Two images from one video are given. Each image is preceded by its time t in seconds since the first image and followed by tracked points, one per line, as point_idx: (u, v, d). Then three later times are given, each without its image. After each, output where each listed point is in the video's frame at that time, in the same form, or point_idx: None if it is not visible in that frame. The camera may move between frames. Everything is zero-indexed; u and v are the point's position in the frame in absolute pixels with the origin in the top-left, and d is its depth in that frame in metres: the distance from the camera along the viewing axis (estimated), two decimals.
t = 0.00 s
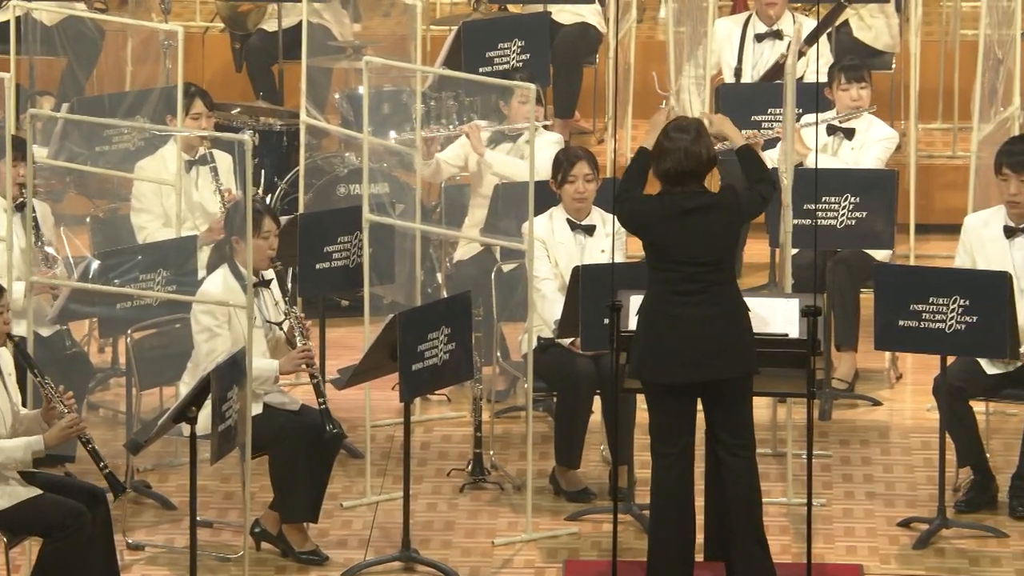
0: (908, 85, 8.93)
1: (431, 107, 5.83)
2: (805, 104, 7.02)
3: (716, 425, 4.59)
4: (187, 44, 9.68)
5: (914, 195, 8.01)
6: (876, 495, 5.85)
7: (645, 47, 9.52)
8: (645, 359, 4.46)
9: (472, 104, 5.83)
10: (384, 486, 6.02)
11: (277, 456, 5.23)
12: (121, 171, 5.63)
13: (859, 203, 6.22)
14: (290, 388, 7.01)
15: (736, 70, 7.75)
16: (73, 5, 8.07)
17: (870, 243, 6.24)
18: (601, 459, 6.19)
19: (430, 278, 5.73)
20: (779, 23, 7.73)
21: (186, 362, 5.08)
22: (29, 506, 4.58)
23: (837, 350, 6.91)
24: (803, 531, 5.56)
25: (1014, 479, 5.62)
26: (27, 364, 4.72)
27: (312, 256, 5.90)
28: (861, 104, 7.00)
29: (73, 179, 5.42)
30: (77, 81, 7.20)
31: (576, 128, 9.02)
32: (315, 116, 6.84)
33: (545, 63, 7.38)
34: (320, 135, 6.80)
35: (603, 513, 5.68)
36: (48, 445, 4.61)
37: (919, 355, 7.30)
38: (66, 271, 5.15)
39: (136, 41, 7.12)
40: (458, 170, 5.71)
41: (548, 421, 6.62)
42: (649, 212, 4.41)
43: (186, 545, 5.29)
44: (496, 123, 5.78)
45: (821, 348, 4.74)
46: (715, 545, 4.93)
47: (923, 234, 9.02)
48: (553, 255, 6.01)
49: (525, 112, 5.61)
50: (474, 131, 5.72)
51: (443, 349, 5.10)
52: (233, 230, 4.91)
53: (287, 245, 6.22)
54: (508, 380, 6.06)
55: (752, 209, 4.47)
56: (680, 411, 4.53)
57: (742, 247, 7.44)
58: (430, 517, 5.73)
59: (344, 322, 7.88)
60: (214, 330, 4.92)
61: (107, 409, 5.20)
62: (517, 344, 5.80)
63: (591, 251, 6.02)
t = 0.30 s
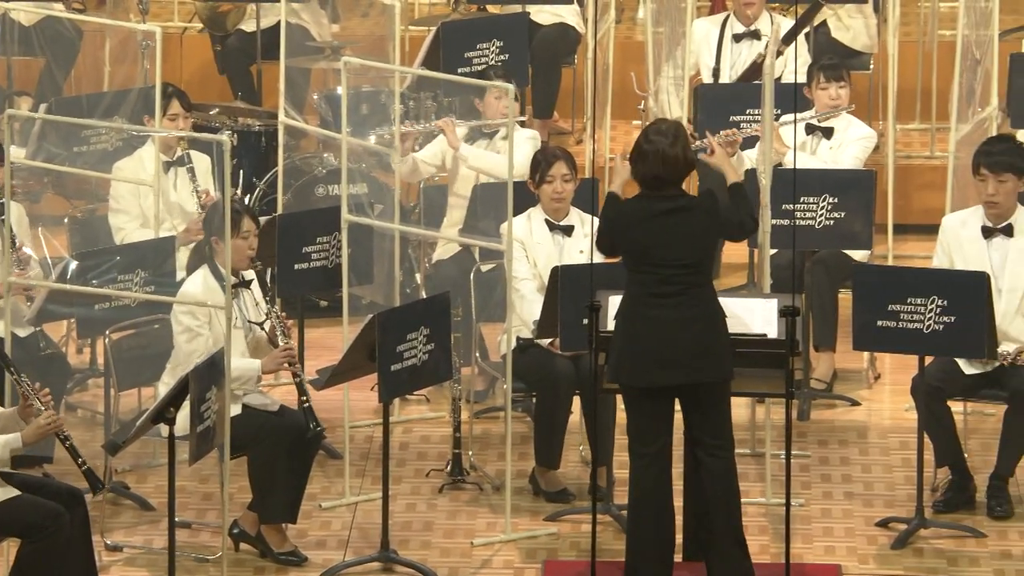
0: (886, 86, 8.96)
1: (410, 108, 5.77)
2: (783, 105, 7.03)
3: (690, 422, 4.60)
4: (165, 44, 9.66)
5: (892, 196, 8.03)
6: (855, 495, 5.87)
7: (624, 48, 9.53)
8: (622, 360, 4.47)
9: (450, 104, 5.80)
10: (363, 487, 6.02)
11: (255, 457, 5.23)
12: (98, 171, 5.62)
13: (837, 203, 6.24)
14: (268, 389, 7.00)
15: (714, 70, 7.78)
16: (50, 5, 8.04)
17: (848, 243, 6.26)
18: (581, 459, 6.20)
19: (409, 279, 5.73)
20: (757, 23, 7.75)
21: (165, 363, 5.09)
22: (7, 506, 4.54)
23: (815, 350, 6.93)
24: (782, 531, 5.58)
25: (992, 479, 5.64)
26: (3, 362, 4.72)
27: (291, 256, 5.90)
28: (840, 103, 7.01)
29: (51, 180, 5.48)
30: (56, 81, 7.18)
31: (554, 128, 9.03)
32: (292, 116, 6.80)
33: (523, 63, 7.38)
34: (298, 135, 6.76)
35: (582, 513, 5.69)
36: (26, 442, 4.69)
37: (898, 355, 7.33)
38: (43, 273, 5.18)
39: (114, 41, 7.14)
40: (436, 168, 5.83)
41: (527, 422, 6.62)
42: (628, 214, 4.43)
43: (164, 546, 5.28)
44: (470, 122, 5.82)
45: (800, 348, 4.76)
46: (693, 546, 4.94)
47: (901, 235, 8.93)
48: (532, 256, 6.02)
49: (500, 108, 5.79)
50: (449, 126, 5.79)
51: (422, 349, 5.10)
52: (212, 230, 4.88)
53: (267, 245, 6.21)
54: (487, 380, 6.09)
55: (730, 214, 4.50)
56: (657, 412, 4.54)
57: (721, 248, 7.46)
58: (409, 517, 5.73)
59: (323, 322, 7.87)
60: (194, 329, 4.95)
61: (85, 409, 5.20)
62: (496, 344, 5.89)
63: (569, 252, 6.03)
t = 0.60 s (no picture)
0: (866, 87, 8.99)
1: (390, 108, 5.83)
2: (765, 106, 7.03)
3: (670, 423, 4.60)
4: (145, 45, 9.64)
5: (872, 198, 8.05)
6: (835, 496, 5.88)
7: (604, 49, 9.54)
8: (601, 358, 4.48)
9: (430, 105, 5.87)
10: (344, 488, 6.01)
11: (235, 458, 5.22)
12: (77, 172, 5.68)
13: (818, 204, 6.25)
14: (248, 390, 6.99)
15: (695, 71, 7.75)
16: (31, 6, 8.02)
17: (829, 244, 6.29)
18: (562, 460, 6.20)
19: (390, 280, 5.74)
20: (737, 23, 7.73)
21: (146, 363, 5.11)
22: None
23: (796, 351, 6.94)
24: (763, 532, 5.59)
25: (972, 480, 5.66)
26: None
27: (272, 257, 5.89)
28: (820, 104, 7.00)
29: (30, 181, 5.53)
30: (36, 83, 7.23)
31: (535, 129, 9.03)
32: (274, 118, 6.82)
33: (505, 65, 7.37)
34: (279, 136, 6.80)
35: (563, 514, 5.69)
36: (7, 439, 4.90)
37: (878, 356, 7.35)
38: (21, 274, 5.13)
39: (94, 42, 7.09)
40: (416, 169, 5.74)
41: (508, 423, 6.62)
42: (607, 212, 4.41)
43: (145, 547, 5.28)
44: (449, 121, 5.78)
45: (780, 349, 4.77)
46: (673, 546, 4.95)
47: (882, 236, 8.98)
48: (513, 257, 6.03)
49: (478, 105, 5.79)
50: (427, 124, 5.79)
51: (403, 350, 5.10)
52: (192, 231, 4.89)
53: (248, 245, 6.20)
54: (468, 380, 6.04)
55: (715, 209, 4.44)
56: (637, 413, 4.54)
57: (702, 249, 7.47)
58: (390, 519, 5.73)
59: (303, 323, 7.86)
60: (176, 329, 4.92)
61: (66, 411, 5.19)
62: (476, 345, 5.87)
63: (550, 253, 6.04)
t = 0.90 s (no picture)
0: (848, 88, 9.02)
1: (372, 109, 5.84)
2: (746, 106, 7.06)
3: (650, 423, 4.61)
4: (126, 46, 9.63)
5: (854, 200, 8.07)
6: (817, 496, 5.90)
7: (586, 50, 9.55)
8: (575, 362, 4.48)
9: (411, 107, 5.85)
10: (326, 489, 6.01)
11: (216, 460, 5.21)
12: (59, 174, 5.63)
13: (799, 205, 6.27)
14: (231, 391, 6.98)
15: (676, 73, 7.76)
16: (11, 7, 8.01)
17: (810, 245, 6.31)
18: (544, 462, 6.21)
19: (372, 281, 5.72)
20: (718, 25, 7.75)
21: (127, 365, 5.07)
22: None
23: (777, 352, 6.96)
24: (744, 533, 5.60)
25: (953, 480, 5.69)
26: None
27: (254, 258, 5.89)
28: (801, 105, 7.07)
29: (12, 183, 5.52)
30: (17, 84, 7.22)
31: (517, 131, 9.04)
32: (256, 119, 6.73)
33: (486, 67, 7.38)
34: (261, 138, 6.73)
35: (545, 516, 5.70)
36: None
37: (860, 357, 7.37)
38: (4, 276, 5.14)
39: (75, 43, 7.09)
40: (395, 172, 5.75)
41: (490, 424, 6.62)
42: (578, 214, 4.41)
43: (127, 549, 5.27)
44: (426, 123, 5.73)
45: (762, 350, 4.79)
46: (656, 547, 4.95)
47: (864, 236, 8.98)
48: (494, 258, 6.05)
49: (455, 106, 5.86)
50: (404, 125, 5.77)
51: (385, 351, 5.10)
52: (174, 232, 4.95)
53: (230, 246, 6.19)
54: (450, 382, 6.06)
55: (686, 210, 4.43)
56: (618, 414, 4.56)
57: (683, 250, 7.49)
58: (372, 520, 5.73)
59: (285, 324, 7.85)
60: (157, 330, 4.96)
61: (48, 412, 5.17)
62: (459, 346, 5.91)
63: (531, 254, 6.06)
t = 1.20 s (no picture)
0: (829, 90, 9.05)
1: (353, 112, 5.87)
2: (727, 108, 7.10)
3: (633, 424, 4.61)
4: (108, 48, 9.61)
5: (835, 201, 8.09)
6: (798, 498, 5.91)
7: (567, 51, 9.56)
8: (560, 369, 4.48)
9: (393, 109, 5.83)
10: (308, 491, 6.00)
11: (195, 461, 5.19)
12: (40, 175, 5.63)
13: (781, 206, 6.29)
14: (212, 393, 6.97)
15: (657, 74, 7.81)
16: None
17: (792, 247, 6.32)
18: (525, 463, 6.21)
19: (354, 283, 5.73)
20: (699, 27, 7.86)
21: (109, 368, 5.07)
22: None
23: (759, 353, 6.97)
24: (726, 534, 5.62)
25: (934, 482, 5.71)
26: None
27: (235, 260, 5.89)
28: (782, 106, 7.07)
29: None
30: None
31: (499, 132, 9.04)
32: (237, 122, 6.85)
33: (466, 68, 7.40)
34: (242, 139, 6.81)
35: (527, 517, 5.70)
36: None
37: (841, 358, 7.39)
38: None
39: (56, 45, 7.11)
40: (375, 177, 5.71)
41: (471, 426, 6.62)
42: (558, 221, 4.42)
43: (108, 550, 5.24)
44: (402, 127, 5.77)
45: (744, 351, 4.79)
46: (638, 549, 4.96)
47: (844, 237, 9.00)
48: (477, 260, 6.04)
49: (428, 108, 5.67)
50: (379, 131, 5.79)
51: (366, 353, 5.10)
52: (153, 232, 4.85)
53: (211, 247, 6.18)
54: (433, 384, 5.95)
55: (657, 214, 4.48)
56: (600, 416, 4.56)
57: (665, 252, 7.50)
58: (354, 522, 5.73)
59: (267, 326, 7.85)
60: (139, 331, 4.89)
61: (28, 414, 5.22)
62: (440, 348, 5.90)
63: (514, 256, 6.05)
